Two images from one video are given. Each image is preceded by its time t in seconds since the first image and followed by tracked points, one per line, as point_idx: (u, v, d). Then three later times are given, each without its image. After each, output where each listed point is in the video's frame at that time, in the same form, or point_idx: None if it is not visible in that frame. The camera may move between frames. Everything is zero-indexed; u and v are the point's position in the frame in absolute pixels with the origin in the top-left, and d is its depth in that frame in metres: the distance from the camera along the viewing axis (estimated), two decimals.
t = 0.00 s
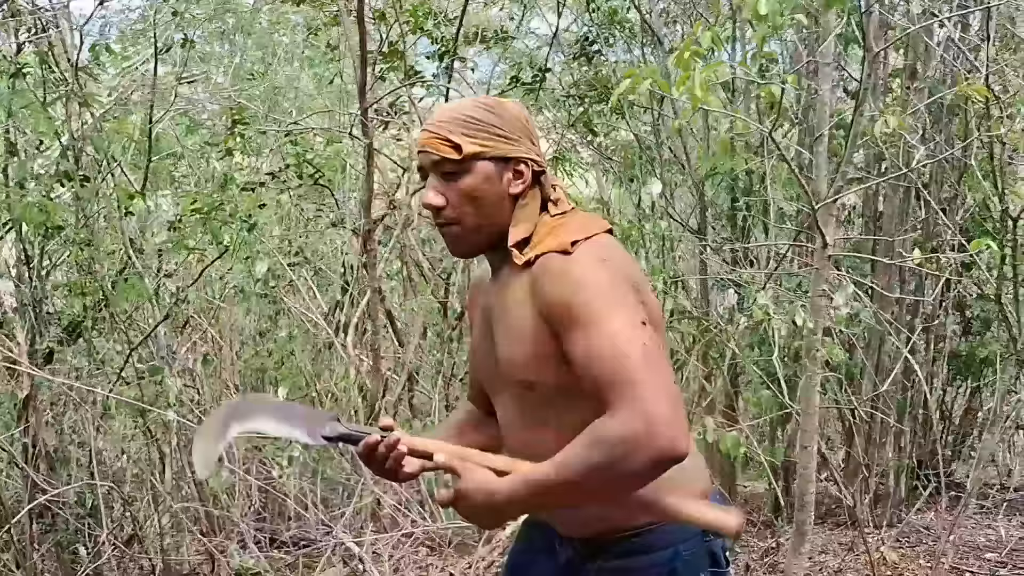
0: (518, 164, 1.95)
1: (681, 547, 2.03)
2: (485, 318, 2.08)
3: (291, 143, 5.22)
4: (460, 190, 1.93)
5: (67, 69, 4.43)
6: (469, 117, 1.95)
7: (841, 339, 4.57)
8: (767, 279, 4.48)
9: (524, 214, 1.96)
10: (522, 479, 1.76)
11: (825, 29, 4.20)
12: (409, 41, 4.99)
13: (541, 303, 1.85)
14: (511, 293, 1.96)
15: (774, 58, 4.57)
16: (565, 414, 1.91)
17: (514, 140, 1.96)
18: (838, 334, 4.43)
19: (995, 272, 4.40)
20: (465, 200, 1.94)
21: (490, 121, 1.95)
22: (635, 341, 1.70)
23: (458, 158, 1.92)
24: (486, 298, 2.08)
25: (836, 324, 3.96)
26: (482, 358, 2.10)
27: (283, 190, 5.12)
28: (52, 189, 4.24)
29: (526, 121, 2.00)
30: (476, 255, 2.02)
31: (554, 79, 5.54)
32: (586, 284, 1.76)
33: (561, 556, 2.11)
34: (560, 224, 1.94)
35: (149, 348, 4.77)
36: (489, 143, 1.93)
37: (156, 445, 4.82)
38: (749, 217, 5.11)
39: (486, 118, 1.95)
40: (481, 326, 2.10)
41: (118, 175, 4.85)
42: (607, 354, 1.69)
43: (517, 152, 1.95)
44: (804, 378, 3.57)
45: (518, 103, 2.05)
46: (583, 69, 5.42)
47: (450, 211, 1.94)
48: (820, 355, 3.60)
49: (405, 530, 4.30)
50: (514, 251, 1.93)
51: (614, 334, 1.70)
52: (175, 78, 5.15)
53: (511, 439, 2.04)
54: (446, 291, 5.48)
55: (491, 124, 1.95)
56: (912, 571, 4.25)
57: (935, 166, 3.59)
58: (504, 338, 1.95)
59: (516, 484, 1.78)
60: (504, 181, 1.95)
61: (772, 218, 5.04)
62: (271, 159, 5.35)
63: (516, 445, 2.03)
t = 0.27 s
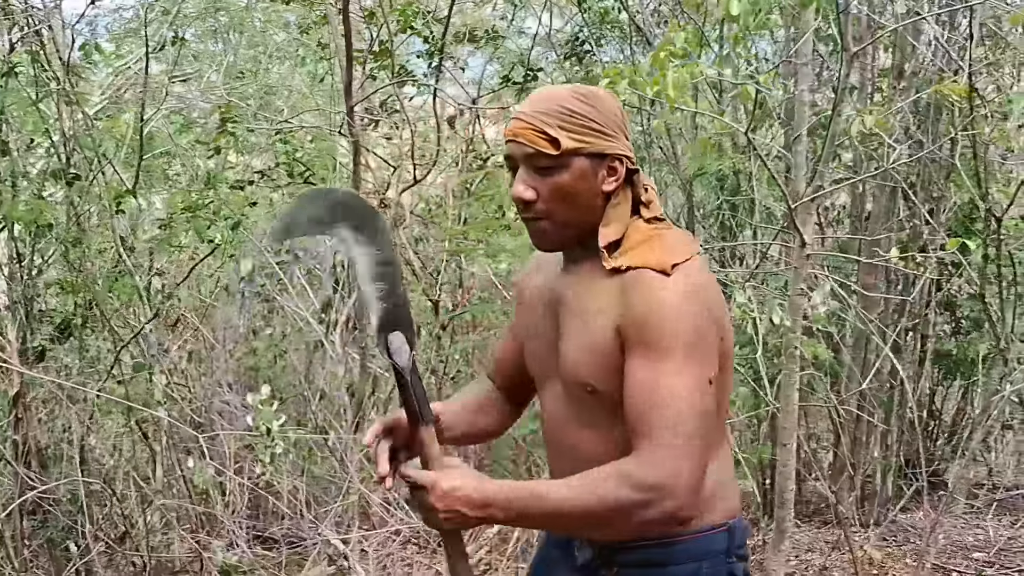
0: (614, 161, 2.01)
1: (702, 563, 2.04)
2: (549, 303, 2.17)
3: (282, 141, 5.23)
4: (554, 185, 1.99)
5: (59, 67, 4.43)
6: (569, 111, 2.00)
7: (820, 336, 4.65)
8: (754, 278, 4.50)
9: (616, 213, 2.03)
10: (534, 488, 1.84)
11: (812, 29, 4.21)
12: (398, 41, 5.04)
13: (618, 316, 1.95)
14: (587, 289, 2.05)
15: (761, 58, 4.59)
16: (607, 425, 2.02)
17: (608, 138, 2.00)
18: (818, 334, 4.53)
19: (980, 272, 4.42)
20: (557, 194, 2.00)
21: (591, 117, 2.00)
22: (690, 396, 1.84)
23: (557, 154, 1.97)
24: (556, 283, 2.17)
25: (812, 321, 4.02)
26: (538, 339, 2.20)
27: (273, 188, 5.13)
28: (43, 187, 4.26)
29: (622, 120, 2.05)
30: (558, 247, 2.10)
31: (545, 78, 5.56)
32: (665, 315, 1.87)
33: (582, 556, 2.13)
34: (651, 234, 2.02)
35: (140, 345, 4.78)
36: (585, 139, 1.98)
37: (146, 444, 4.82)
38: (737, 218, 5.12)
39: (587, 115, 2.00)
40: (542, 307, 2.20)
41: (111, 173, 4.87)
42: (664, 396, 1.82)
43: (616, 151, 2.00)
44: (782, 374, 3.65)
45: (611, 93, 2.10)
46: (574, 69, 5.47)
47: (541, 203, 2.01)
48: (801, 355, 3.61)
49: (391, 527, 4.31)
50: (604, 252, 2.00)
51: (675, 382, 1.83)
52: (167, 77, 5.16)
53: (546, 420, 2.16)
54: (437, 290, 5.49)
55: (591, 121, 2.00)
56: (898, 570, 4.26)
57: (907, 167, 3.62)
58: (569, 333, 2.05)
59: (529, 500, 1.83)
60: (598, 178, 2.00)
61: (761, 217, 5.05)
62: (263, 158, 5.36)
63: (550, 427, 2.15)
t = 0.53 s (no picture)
0: (673, 158, 1.90)
1: (725, 557, 1.94)
2: (595, 290, 2.09)
3: (274, 138, 5.22)
4: (609, 179, 1.88)
5: (53, 64, 4.42)
6: (628, 103, 1.88)
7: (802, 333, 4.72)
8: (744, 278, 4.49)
9: (670, 211, 1.93)
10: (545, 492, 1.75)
11: (802, 29, 4.21)
12: (390, 39, 5.07)
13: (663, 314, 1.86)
14: (636, 284, 1.96)
15: (752, 57, 4.59)
16: (641, 419, 1.94)
17: (668, 132, 1.89)
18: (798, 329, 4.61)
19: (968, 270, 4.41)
20: (610, 188, 1.89)
21: (651, 109, 1.89)
22: (727, 414, 1.74)
23: (614, 148, 1.86)
24: (604, 272, 2.09)
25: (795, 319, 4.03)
26: (577, 323, 2.13)
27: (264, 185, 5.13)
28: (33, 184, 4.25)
29: (682, 113, 1.94)
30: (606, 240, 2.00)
31: (539, 77, 5.55)
32: (712, 324, 1.77)
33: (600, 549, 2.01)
34: (707, 238, 1.93)
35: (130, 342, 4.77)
36: (643, 133, 1.87)
37: (137, 442, 4.80)
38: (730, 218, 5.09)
39: (646, 107, 1.89)
40: (586, 292, 2.12)
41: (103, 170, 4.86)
42: (699, 410, 1.73)
43: (673, 145, 1.89)
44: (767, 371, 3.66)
45: (669, 82, 1.99)
46: (569, 69, 5.49)
47: (594, 198, 1.90)
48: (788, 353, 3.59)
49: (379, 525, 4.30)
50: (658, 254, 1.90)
51: (712, 398, 1.74)
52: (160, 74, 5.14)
53: (577, 406, 2.08)
54: (429, 289, 5.47)
55: (650, 113, 1.89)
56: (886, 569, 4.24)
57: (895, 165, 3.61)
58: (613, 324, 1.97)
59: (537, 508, 1.73)
60: (654, 174, 1.90)
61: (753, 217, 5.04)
62: (255, 156, 5.35)
63: (581, 414, 2.07)
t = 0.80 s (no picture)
0: (669, 144, 2.03)
1: (712, 543, 2.08)
2: (597, 277, 2.22)
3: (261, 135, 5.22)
4: (605, 158, 2.03)
5: (40, 61, 4.41)
6: (629, 88, 2.02)
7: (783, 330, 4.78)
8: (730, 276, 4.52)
9: (667, 196, 2.05)
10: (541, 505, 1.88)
11: (788, 28, 4.23)
12: (376, 37, 5.05)
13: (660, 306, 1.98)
14: (635, 272, 2.09)
15: (738, 56, 4.61)
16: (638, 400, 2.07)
17: (665, 120, 2.02)
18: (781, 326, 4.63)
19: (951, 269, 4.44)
20: (607, 168, 2.03)
21: (652, 97, 2.02)
22: (716, 406, 1.85)
23: (609, 129, 2.01)
24: (606, 260, 2.22)
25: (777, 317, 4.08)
26: (578, 308, 2.25)
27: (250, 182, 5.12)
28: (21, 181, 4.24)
29: (684, 102, 2.07)
30: (607, 219, 2.13)
31: (527, 75, 5.54)
32: (707, 318, 1.89)
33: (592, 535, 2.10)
34: (702, 229, 2.04)
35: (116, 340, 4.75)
36: (640, 117, 2.01)
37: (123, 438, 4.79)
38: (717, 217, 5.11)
39: (648, 95, 2.02)
40: (588, 278, 2.25)
41: (89, 167, 4.84)
42: (690, 405, 1.84)
43: (669, 132, 2.02)
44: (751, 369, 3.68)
45: (681, 75, 2.11)
46: (556, 68, 5.48)
47: (589, 176, 2.05)
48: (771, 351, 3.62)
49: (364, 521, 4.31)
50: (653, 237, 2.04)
51: (703, 392, 1.85)
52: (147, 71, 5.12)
53: (576, 386, 2.21)
54: (417, 287, 5.47)
55: (651, 100, 2.02)
56: (869, 566, 4.27)
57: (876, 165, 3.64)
58: (612, 311, 2.10)
59: (536, 523, 1.86)
60: (649, 158, 2.03)
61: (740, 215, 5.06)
62: (242, 153, 5.34)
63: (579, 394, 2.20)
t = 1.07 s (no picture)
0: (654, 136, 2.07)
1: (694, 523, 2.09)
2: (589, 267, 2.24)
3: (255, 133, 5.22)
4: (592, 150, 2.08)
5: (33, 58, 4.41)
6: (616, 83, 2.06)
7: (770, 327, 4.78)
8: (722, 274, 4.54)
9: (657, 188, 2.09)
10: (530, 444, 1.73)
11: (781, 28, 4.25)
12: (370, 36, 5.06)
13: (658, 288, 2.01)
14: (630, 259, 2.12)
15: (731, 56, 4.63)
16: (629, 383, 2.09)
17: (650, 112, 2.06)
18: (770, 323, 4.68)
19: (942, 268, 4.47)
20: (594, 159, 2.08)
21: (638, 93, 2.06)
22: (712, 363, 1.84)
23: (596, 120, 2.05)
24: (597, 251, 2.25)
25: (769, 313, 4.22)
26: (569, 298, 2.27)
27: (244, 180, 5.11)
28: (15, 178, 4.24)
29: (669, 97, 2.11)
30: (599, 210, 2.18)
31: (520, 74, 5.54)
32: (703, 286, 1.92)
33: (578, 520, 2.16)
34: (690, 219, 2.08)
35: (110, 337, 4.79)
36: (626, 111, 2.05)
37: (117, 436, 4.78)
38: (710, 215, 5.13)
39: (633, 90, 2.06)
40: (578, 270, 2.27)
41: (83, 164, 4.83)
42: (689, 363, 1.83)
43: (654, 126, 2.06)
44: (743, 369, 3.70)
45: (667, 72, 2.14)
46: (550, 67, 5.48)
47: (578, 167, 2.10)
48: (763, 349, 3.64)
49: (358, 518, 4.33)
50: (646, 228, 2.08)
51: (703, 349, 1.84)
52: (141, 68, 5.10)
53: (570, 377, 2.22)
54: (410, 284, 5.48)
55: (636, 95, 2.06)
56: (860, 561, 4.31)
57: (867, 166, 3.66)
58: (607, 296, 2.12)
59: (542, 457, 1.71)
60: (635, 150, 2.08)
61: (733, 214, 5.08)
62: (236, 151, 5.33)
63: (573, 384, 2.21)
